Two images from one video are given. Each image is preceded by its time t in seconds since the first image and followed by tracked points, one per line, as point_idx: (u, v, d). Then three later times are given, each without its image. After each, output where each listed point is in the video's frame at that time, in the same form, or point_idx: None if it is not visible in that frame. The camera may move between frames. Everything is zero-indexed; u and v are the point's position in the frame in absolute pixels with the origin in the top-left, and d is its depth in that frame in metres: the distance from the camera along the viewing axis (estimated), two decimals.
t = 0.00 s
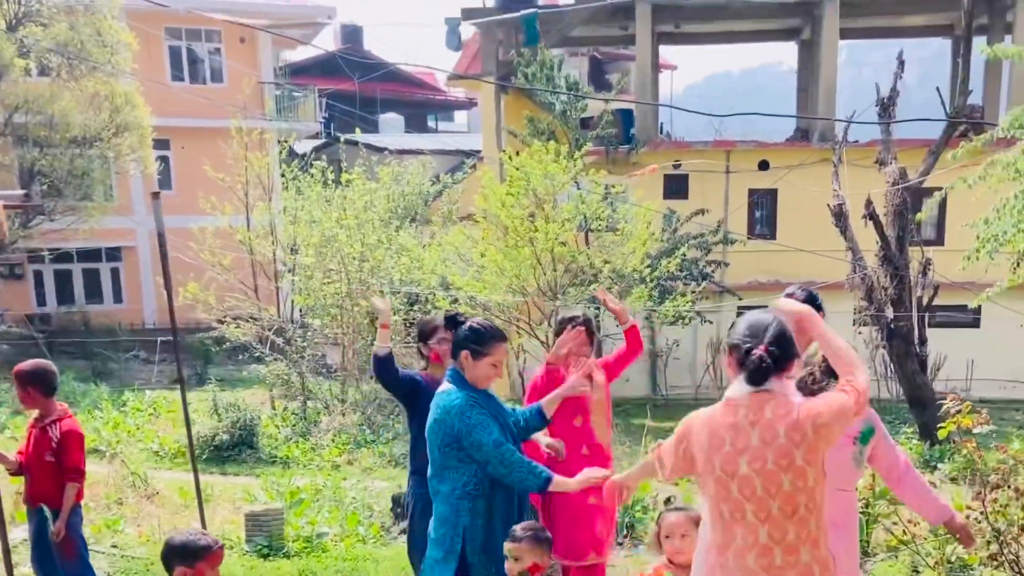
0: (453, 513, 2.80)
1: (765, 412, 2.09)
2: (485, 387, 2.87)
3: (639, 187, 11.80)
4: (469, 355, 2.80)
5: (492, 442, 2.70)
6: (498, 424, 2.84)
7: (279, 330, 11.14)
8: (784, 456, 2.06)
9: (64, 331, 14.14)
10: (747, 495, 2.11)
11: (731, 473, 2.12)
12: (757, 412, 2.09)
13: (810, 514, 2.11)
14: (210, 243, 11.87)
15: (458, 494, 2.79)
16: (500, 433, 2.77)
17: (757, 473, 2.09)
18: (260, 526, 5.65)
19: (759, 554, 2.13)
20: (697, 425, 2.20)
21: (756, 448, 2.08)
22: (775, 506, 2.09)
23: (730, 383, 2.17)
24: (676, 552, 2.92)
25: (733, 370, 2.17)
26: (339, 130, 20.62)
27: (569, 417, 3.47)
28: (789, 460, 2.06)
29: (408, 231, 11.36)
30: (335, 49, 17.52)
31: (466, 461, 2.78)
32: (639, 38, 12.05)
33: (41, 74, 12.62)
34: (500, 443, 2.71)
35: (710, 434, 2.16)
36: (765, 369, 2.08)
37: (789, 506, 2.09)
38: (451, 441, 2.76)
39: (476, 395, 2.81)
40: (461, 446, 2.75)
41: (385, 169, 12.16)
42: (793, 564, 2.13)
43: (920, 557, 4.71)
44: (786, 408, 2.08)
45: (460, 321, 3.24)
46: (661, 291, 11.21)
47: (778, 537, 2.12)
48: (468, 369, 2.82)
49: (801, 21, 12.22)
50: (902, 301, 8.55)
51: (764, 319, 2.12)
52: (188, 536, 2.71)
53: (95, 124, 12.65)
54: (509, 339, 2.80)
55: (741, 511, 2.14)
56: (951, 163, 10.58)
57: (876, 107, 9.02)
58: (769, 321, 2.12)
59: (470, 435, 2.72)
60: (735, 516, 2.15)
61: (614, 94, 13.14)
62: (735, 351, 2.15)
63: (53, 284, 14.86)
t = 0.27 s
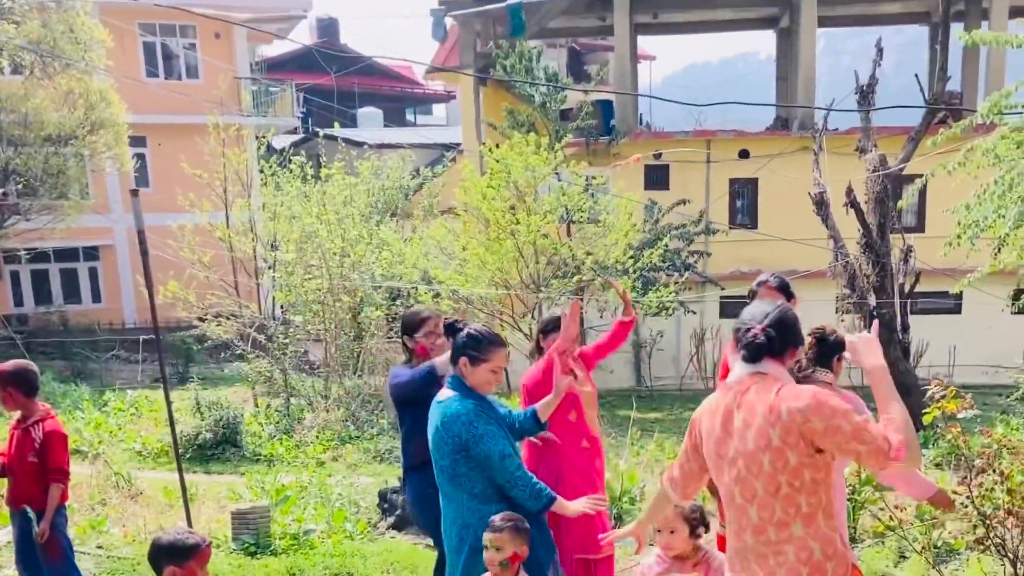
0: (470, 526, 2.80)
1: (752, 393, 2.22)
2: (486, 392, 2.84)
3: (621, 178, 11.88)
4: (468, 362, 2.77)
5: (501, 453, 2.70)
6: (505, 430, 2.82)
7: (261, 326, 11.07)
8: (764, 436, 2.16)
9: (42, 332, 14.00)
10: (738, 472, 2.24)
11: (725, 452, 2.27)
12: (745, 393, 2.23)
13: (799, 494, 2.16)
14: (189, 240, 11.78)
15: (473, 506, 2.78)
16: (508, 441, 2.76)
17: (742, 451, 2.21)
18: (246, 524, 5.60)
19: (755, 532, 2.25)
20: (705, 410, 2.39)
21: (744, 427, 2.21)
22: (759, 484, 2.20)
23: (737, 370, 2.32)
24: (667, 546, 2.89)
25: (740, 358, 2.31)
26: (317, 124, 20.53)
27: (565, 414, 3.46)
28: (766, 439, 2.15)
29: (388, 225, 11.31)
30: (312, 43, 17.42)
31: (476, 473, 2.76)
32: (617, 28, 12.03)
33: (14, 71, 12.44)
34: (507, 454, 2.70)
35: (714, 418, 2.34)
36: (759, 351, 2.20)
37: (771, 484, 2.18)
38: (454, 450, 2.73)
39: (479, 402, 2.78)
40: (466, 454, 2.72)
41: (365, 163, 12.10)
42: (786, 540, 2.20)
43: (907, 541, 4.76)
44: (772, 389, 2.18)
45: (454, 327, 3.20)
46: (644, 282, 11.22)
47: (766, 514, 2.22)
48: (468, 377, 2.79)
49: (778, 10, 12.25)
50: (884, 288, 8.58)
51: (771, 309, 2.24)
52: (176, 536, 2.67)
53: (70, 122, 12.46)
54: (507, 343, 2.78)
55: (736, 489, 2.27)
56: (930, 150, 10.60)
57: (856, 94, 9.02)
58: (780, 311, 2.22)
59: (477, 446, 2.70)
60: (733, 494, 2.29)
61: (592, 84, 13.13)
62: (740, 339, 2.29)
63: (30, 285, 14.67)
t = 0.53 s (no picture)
0: (452, 521, 2.79)
1: (778, 393, 2.24)
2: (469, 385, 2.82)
3: (604, 173, 11.86)
4: (448, 355, 2.75)
5: (476, 446, 2.66)
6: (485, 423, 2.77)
7: (247, 329, 11.01)
8: (805, 432, 2.19)
9: (25, 339, 13.88)
10: (770, 472, 2.23)
11: (752, 455, 2.25)
12: (771, 393, 2.24)
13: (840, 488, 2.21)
14: (172, 244, 11.70)
15: (455, 500, 2.77)
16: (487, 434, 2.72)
17: (777, 450, 2.21)
18: (236, 528, 5.56)
19: (792, 533, 2.25)
20: (709, 415, 2.34)
21: (775, 426, 2.22)
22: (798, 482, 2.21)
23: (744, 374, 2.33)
24: (668, 544, 2.89)
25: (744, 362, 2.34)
26: (298, 124, 20.45)
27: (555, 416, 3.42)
28: (810, 436, 2.18)
29: (372, 225, 11.28)
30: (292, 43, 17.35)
31: (455, 466, 2.75)
32: (597, 23, 12.02)
33: None
34: (483, 447, 2.66)
35: (725, 423, 2.30)
36: (772, 350, 2.26)
37: (814, 482, 2.21)
38: (435, 444, 2.72)
39: (458, 394, 2.76)
40: (446, 448, 2.70)
41: (348, 164, 12.06)
42: (831, 535, 2.24)
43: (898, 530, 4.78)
44: (803, 387, 2.23)
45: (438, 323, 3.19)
46: (630, 277, 11.22)
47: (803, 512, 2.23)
48: (449, 371, 2.77)
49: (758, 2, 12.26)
50: (870, 278, 8.60)
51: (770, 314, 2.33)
52: (169, 544, 2.68)
53: (49, 127, 12.31)
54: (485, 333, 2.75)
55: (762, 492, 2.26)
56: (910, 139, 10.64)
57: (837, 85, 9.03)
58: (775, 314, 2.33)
59: (454, 439, 2.69)
60: (755, 498, 2.27)
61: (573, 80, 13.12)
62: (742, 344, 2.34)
63: (12, 292, 14.58)
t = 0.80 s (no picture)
0: (415, 519, 2.96)
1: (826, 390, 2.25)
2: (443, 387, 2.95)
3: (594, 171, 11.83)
4: (421, 358, 2.89)
5: (418, 452, 2.82)
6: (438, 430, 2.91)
7: (238, 335, 10.96)
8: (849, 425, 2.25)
9: (14, 349, 13.78)
10: (814, 475, 2.23)
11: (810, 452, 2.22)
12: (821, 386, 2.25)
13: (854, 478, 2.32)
14: (160, 251, 11.64)
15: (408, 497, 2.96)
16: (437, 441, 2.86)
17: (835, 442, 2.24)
18: (234, 535, 5.52)
19: (834, 528, 2.28)
20: (772, 411, 2.21)
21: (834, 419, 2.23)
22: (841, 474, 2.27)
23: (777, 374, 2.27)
24: (680, 541, 2.97)
25: (771, 363, 2.28)
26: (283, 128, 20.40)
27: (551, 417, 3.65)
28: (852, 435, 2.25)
29: (361, 227, 11.23)
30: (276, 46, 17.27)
31: (405, 469, 2.92)
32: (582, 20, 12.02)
33: None
34: (426, 453, 2.81)
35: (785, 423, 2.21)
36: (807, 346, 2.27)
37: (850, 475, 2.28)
38: (395, 449, 2.88)
39: (417, 399, 2.92)
40: (401, 452, 2.87)
41: (335, 166, 12.01)
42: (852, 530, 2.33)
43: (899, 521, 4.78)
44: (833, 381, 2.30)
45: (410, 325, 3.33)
46: (621, 273, 11.22)
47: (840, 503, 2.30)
48: (421, 375, 2.92)
49: None
50: (862, 269, 8.61)
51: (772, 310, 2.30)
52: (170, 555, 2.66)
53: (33, 136, 12.19)
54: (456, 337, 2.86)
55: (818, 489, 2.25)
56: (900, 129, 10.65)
57: (825, 77, 9.03)
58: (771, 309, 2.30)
59: (405, 444, 2.85)
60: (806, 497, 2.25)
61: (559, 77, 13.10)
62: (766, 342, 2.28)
63: None
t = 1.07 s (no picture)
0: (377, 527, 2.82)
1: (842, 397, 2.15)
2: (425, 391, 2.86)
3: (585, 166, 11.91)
4: (403, 359, 2.81)
5: (388, 449, 2.71)
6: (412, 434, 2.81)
7: (230, 338, 10.89)
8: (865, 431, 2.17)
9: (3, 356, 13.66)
10: (849, 486, 2.15)
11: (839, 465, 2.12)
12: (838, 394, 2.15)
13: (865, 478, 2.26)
14: (150, 254, 11.55)
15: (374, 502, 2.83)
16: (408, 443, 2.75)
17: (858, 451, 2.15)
18: (232, 541, 5.44)
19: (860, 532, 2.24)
20: (805, 426, 2.08)
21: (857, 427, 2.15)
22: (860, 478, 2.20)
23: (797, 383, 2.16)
24: (702, 539, 3.05)
25: (789, 371, 2.17)
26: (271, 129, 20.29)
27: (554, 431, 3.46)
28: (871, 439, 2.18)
29: (353, 228, 11.17)
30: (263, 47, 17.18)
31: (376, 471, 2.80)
32: (571, 16, 11.98)
33: None
34: (394, 450, 2.70)
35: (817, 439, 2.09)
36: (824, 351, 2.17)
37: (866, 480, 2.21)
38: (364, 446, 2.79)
39: (396, 402, 2.83)
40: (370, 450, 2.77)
41: (326, 166, 11.95)
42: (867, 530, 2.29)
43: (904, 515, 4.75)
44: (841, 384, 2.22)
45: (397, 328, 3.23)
46: (614, 270, 11.19)
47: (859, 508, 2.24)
48: (404, 377, 2.84)
49: None
50: (858, 261, 8.60)
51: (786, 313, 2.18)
52: (174, 564, 2.62)
53: (20, 141, 12.09)
54: (443, 338, 2.79)
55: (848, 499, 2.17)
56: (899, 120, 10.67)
57: (818, 68, 9.01)
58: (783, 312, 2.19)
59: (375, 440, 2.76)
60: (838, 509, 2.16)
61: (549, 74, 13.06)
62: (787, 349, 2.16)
63: None
